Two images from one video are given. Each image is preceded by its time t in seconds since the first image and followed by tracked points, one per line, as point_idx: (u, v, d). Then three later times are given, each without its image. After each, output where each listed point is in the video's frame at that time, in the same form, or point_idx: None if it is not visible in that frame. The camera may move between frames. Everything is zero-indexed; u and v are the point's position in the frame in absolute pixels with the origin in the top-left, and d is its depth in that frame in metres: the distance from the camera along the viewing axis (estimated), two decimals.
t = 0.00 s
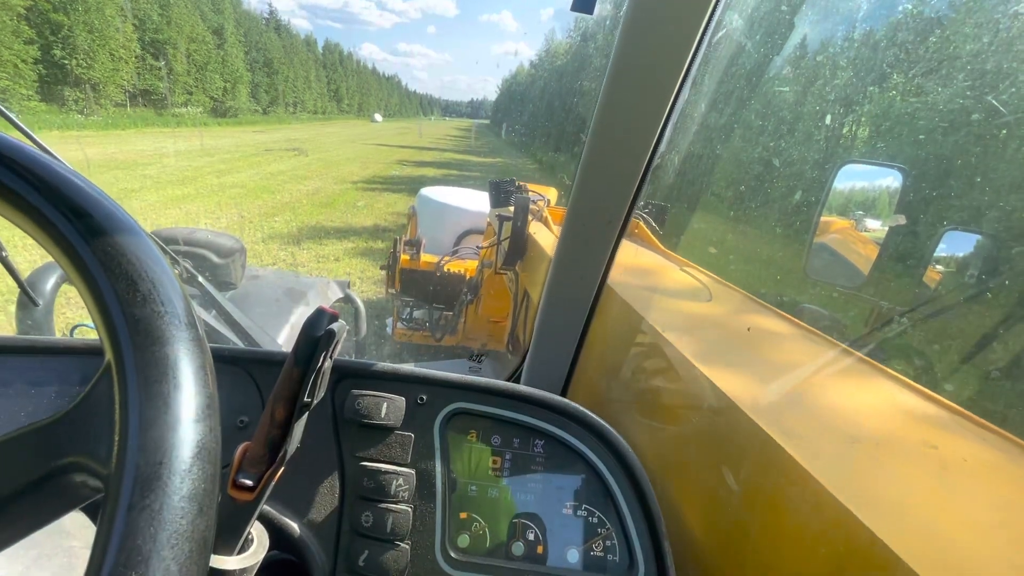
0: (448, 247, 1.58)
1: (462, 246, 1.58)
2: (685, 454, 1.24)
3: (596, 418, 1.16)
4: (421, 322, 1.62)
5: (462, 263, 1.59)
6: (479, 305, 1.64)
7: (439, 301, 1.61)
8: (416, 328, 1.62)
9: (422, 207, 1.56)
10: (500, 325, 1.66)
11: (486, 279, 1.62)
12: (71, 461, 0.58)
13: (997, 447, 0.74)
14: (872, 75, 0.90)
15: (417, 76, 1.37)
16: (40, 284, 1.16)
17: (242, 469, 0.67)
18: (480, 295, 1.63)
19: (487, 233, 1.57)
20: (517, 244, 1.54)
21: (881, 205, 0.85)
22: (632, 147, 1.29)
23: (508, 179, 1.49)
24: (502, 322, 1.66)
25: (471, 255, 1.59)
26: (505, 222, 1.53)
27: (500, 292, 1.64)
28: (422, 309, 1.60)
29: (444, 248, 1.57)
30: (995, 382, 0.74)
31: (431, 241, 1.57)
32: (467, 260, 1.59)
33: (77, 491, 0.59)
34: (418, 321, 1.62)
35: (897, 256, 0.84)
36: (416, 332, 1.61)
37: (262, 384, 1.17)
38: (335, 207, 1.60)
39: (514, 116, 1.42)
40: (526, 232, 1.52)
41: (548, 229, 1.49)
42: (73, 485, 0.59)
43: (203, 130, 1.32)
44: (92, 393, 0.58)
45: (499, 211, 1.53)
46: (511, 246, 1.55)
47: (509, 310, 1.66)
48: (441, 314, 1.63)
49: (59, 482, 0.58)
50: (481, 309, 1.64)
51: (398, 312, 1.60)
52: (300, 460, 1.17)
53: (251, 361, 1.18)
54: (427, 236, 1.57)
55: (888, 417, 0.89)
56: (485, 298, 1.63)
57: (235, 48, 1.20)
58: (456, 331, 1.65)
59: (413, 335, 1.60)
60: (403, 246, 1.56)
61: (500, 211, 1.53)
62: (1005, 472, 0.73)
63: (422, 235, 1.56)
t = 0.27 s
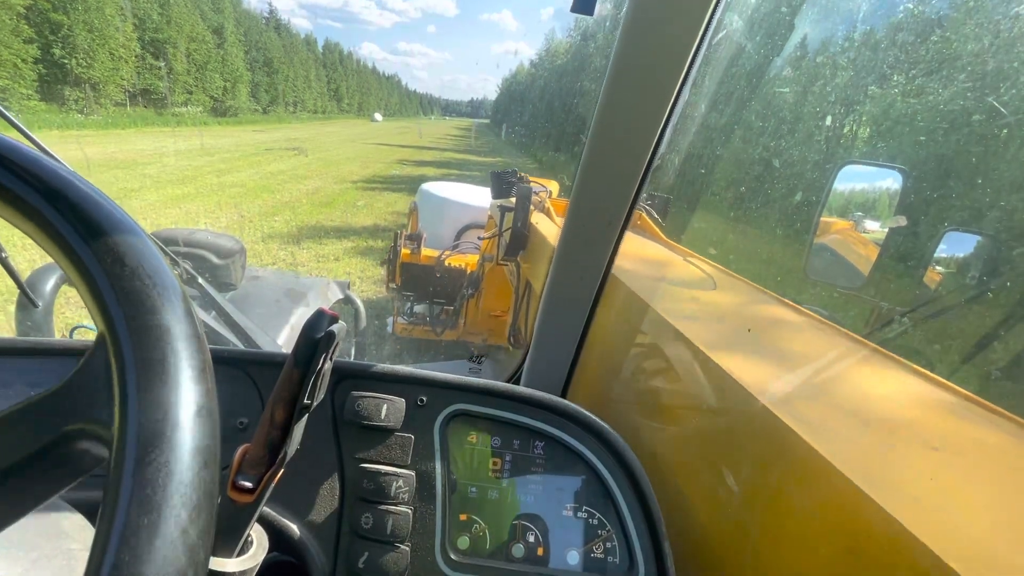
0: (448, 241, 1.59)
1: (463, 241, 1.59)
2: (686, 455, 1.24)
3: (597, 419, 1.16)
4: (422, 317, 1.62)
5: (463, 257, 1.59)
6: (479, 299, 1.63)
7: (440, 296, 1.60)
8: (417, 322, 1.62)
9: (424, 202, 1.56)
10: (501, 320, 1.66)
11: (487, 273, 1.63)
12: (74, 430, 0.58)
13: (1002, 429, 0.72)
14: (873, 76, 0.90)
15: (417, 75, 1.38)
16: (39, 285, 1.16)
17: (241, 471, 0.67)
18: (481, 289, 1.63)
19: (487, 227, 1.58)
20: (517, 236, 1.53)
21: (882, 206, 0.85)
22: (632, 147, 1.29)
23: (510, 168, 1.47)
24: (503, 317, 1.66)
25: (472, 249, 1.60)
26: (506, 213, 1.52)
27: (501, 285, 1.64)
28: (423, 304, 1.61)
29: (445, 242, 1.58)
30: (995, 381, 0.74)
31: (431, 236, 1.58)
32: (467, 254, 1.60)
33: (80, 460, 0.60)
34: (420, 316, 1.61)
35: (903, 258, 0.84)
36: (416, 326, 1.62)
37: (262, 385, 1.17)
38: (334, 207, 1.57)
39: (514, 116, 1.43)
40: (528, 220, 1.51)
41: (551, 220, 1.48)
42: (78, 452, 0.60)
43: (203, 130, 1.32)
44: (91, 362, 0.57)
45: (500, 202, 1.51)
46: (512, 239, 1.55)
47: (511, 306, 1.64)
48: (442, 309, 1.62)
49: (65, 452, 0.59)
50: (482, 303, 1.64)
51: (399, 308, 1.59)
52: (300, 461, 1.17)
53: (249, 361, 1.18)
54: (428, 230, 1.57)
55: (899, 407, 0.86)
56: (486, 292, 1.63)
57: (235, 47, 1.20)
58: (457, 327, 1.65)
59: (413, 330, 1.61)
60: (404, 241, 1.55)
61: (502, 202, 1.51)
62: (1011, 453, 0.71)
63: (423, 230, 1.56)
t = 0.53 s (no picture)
0: (451, 227, 1.55)
1: (466, 227, 1.54)
2: (686, 454, 1.25)
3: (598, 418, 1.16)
4: (424, 303, 1.61)
5: (467, 243, 1.56)
6: (481, 285, 1.62)
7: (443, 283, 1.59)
8: (419, 309, 1.61)
9: (426, 188, 1.54)
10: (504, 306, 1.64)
11: (490, 258, 1.60)
12: (58, 339, 0.64)
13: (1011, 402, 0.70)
14: (873, 75, 0.90)
15: (416, 74, 1.38)
16: (39, 284, 1.14)
17: (242, 469, 0.67)
18: (484, 274, 1.61)
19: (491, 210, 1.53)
20: (521, 216, 1.53)
21: (881, 206, 0.85)
22: (632, 147, 1.29)
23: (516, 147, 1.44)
24: (506, 303, 1.63)
25: (475, 235, 1.55)
26: (510, 191, 1.50)
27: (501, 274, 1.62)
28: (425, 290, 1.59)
29: (447, 228, 1.55)
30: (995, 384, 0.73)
31: (434, 222, 1.55)
32: (470, 240, 1.56)
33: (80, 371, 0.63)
34: (421, 303, 1.60)
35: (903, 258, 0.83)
36: (418, 314, 1.61)
37: (262, 385, 1.17)
38: (335, 207, 1.59)
39: (514, 116, 1.43)
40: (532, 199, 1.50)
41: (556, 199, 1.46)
42: (74, 357, 0.66)
43: (203, 129, 1.32)
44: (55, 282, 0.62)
45: (505, 182, 1.49)
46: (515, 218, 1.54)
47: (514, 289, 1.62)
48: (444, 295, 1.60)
49: (63, 360, 0.66)
50: (485, 289, 1.62)
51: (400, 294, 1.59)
52: (301, 460, 1.17)
53: (249, 361, 1.18)
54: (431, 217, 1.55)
55: (906, 390, 0.83)
56: (490, 278, 1.61)
57: (235, 48, 1.20)
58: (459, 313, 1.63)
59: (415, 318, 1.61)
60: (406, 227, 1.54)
61: (507, 181, 1.49)
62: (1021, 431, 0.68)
63: (424, 216, 1.54)
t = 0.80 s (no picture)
0: (453, 209, 1.55)
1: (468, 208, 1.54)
2: (688, 453, 1.25)
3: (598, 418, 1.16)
4: (426, 285, 1.62)
5: (469, 224, 1.56)
6: (484, 266, 1.61)
7: (446, 263, 1.60)
8: (421, 290, 1.62)
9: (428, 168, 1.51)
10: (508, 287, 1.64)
11: (492, 238, 1.59)
12: (52, 321, 0.64)
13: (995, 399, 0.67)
14: (874, 75, 0.90)
15: (416, 74, 1.38)
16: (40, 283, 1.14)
17: (243, 467, 0.67)
18: (486, 256, 1.61)
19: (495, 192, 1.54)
20: (527, 184, 1.52)
21: (882, 206, 0.85)
22: (633, 146, 1.30)
23: (520, 115, 1.39)
24: (510, 283, 1.63)
25: (477, 216, 1.55)
26: (517, 162, 1.49)
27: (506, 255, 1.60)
28: (428, 272, 1.61)
29: (450, 210, 1.54)
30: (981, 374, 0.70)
31: (436, 203, 1.54)
32: (472, 222, 1.55)
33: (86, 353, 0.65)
34: (424, 285, 1.62)
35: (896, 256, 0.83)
36: (420, 295, 1.63)
37: (263, 384, 1.17)
38: (334, 206, 1.56)
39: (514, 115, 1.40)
40: (539, 169, 1.49)
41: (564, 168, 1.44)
42: (66, 341, 0.66)
43: (203, 129, 1.31)
44: (49, 266, 0.61)
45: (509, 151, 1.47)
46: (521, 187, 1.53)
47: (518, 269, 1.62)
48: (447, 276, 1.62)
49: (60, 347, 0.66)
50: (488, 270, 1.62)
51: (403, 277, 1.61)
52: (301, 460, 1.17)
53: (249, 359, 1.18)
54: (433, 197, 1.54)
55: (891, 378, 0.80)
56: (492, 259, 1.61)
57: (235, 47, 1.20)
58: (462, 295, 1.64)
59: (416, 299, 1.63)
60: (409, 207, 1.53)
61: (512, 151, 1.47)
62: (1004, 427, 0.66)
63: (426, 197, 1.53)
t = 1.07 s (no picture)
0: (457, 195, 1.77)
1: (471, 195, 1.77)
2: (688, 451, 1.26)
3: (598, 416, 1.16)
4: (429, 270, 1.74)
5: (471, 209, 1.76)
6: (486, 249, 1.77)
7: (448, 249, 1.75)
8: (424, 276, 1.73)
9: (430, 154, 1.66)
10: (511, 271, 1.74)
11: (494, 220, 1.77)
12: (51, 317, 0.63)
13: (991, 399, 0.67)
14: (874, 75, 0.90)
15: (416, 74, 1.38)
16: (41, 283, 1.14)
17: (243, 467, 0.68)
18: (488, 239, 1.78)
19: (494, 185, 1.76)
20: (534, 156, 1.52)
21: (882, 206, 0.86)
22: (632, 146, 1.29)
23: (525, 89, 1.38)
24: (513, 267, 1.74)
25: (478, 202, 1.77)
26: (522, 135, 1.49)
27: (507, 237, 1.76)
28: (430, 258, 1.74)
29: (452, 196, 1.77)
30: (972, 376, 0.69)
31: (441, 190, 1.76)
32: (474, 207, 1.76)
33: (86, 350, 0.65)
34: (427, 269, 1.74)
35: (894, 255, 0.83)
36: (423, 279, 1.73)
37: (263, 383, 1.17)
38: (334, 206, 1.59)
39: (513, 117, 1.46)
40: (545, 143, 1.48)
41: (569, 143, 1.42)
42: (67, 339, 0.65)
43: (203, 129, 1.31)
44: (49, 265, 0.61)
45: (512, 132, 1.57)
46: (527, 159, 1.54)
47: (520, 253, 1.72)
48: (449, 262, 1.75)
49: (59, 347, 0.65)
50: (490, 253, 1.77)
51: (407, 261, 1.70)
52: (301, 459, 1.17)
53: (250, 359, 1.18)
54: (438, 179, 1.75)
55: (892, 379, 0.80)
56: (494, 242, 1.78)
57: (234, 47, 1.19)
58: (464, 280, 1.75)
59: (419, 283, 1.72)
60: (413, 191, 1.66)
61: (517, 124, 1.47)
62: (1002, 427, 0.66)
63: (429, 182, 1.71)
